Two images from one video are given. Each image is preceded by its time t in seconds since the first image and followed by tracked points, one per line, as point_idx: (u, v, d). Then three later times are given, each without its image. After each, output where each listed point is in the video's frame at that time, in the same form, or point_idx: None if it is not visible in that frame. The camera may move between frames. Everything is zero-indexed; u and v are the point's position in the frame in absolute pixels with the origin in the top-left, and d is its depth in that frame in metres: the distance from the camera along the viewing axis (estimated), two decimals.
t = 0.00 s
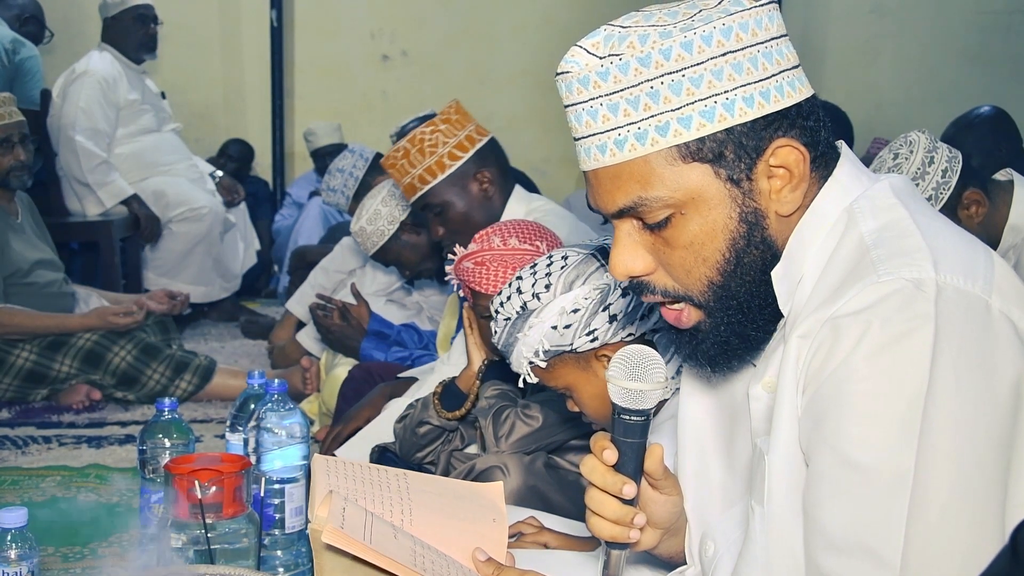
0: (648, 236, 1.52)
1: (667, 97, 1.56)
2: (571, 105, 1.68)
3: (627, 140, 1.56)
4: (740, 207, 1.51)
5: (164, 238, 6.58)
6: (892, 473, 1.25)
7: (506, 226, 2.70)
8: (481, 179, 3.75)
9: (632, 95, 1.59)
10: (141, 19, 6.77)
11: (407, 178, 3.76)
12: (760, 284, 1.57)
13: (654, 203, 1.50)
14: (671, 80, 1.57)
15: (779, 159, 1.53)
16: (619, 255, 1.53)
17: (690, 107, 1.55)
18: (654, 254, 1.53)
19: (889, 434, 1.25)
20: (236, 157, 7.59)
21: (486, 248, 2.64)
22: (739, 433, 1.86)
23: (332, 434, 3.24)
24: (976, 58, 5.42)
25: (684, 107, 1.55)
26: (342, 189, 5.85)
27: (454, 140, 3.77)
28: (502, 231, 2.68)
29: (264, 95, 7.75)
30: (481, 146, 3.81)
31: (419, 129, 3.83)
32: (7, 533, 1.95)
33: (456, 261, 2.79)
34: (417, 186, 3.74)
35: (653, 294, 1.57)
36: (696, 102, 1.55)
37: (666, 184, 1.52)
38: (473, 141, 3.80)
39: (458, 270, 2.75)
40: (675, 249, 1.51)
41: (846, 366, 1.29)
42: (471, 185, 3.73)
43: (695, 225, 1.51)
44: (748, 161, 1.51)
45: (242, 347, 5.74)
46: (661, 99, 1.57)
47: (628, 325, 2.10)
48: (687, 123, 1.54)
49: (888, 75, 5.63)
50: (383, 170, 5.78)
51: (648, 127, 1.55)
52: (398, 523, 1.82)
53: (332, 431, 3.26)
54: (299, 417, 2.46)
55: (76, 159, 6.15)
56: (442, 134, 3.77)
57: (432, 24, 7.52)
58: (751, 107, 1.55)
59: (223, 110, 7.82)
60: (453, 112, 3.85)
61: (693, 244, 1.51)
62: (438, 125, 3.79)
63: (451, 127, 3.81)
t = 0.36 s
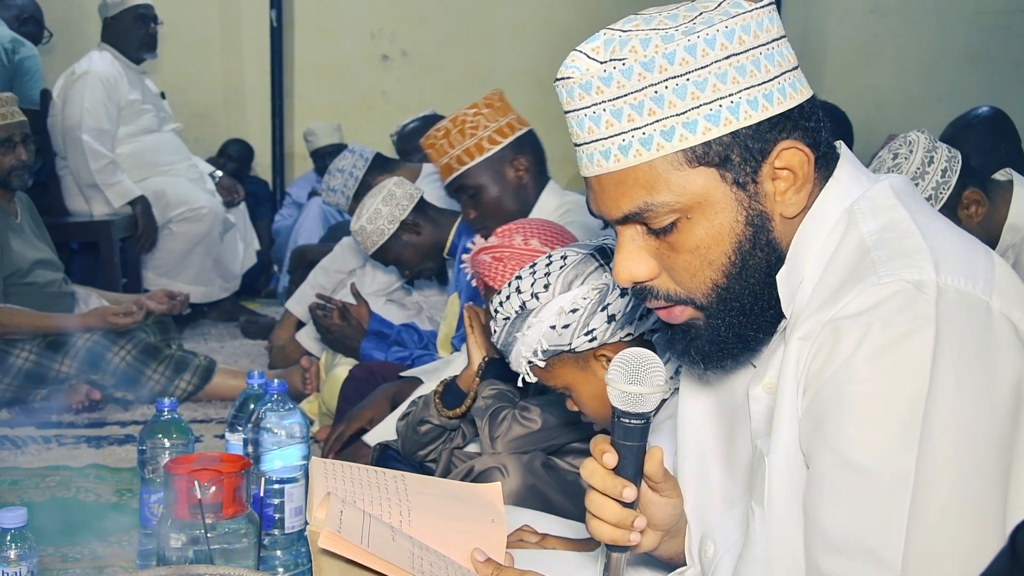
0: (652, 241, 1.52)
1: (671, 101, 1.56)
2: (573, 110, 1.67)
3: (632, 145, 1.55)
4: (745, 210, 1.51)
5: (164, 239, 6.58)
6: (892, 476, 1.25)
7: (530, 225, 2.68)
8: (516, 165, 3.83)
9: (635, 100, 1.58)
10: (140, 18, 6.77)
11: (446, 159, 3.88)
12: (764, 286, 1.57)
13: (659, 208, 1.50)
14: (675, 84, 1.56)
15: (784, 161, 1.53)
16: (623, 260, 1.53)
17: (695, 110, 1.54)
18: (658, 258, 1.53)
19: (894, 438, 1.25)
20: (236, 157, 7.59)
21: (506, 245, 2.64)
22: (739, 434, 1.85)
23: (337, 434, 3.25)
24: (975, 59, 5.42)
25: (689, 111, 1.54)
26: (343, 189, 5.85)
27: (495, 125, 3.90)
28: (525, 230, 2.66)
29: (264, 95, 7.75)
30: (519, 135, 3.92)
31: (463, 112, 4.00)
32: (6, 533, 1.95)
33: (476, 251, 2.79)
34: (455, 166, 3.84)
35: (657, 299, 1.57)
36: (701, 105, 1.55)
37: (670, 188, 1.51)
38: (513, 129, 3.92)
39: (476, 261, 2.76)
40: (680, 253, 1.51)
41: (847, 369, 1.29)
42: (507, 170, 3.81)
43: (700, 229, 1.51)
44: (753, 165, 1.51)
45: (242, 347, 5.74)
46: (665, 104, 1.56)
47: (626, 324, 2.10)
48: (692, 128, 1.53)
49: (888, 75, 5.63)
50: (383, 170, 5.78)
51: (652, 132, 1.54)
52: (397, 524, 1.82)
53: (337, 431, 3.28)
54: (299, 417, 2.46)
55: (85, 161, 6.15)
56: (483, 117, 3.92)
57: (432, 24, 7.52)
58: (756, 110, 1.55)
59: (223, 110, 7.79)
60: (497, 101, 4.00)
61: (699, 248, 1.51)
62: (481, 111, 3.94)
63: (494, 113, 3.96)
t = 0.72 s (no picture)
0: (653, 241, 1.52)
1: (670, 101, 1.56)
2: (572, 111, 1.67)
3: (631, 145, 1.55)
4: (745, 210, 1.51)
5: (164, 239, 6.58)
6: (892, 475, 1.25)
7: (561, 227, 2.63)
8: (543, 159, 3.84)
9: (635, 100, 1.58)
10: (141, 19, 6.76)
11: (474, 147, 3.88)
12: (764, 286, 1.57)
13: (659, 208, 1.50)
14: (674, 84, 1.56)
15: (783, 161, 1.53)
16: (623, 260, 1.53)
17: (694, 110, 1.54)
18: (658, 258, 1.53)
19: (894, 438, 1.25)
20: (236, 157, 7.60)
21: (537, 245, 2.59)
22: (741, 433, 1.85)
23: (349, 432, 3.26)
24: (976, 59, 5.41)
25: (688, 111, 1.54)
26: (343, 189, 5.86)
27: (524, 119, 3.89)
28: (556, 231, 2.61)
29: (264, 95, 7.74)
30: (547, 129, 3.92)
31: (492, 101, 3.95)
32: (6, 533, 1.95)
33: (500, 244, 2.74)
34: (481, 157, 3.86)
35: (657, 299, 1.57)
36: (700, 105, 1.55)
37: (670, 188, 1.51)
38: (541, 124, 3.92)
39: (500, 254, 2.70)
40: (679, 253, 1.51)
41: (846, 368, 1.29)
42: (533, 164, 3.82)
43: (700, 229, 1.51)
44: (752, 164, 1.51)
45: (242, 347, 5.74)
46: (664, 104, 1.56)
47: (627, 325, 2.10)
48: (691, 127, 1.53)
49: (888, 76, 5.63)
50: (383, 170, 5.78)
51: (651, 132, 1.54)
52: (398, 524, 1.82)
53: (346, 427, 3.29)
54: (299, 418, 2.46)
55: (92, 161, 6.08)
56: (513, 109, 3.90)
57: (432, 24, 7.52)
58: (754, 110, 1.55)
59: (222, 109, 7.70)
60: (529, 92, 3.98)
61: (699, 248, 1.51)
62: (512, 102, 3.92)
63: (524, 105, 3.93)
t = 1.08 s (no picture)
0: (652, 241, 1.52)
1: (668, 102, 1.56)
2: (570, 112, 1.67)
3: (629, 146, 1.55)
4: (743, 210, 1.51)
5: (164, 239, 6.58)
6: (892, 473, 1.25)
7: (553, 228, 2.64)
8: (518, 165, 3.83)
9: (632, 101, 1.58)
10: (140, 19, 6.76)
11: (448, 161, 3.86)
12: (763, 286, 1.58)
13: (658, 208, 1.50)
14: (671, 84, 1.56)
15: (782, 161, 1.53)
16: (622, 261, 1.53)
17: (691, 111, 1.54)
18: (657, 258, 1.53)
19: (894, 438, 1.25)
20: (236, 157, 7.59)
21: (529, 247, 2.59)
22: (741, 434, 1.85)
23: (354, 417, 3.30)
24: (976, 58, 5.41)
25: (686, 111, 1.54)
26: (343, 189, 5.87)
27: (495, 127, 3.89)
28: (548, 233, 2.62)
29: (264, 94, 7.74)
30: (520, 135, 3.91)
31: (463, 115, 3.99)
32: (6, 533, 1.95)
33: (493, 248, 2.73)
34: (456, 168, 3.82)
35: (656, 299, 1.57)
36: (697, 106, 1.55)
37: (668, 188, 1.51)
38: (513, 130, 3.91)
39: (492, 258, 2.70)
40: (678, 253, 1.51)
41: (846, 368, 1.29)
42: (508, 171, 3.81)
43: (699, 229, 1.51)
44: (750, 164, 1.51)
45: (242, 347, 5.74)
46: (662, 105, 1.56)
47: (628, 325, 2.10)
48: (689, 128, 1.53)
49: (888, 76, 5.63)
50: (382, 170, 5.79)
51: (649, 133, 1.54)
52: (398, 524, 1.82)
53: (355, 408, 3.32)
54: (299, 417, 2.46)
55: (97, 165, 6.13)
56: (483, 119, 3.92)
57: (432, 24, 7.52)
58: (752, 110, 1.55)
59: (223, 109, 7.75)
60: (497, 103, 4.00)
61: (698, 248, 1.51)
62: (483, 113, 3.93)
63: (494, 115, 3.95)
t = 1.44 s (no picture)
0: (651, 241, 1.52)
1: (668, 101, 1.56)
2: (570, 112, 1.67)
3: (629, 146, 1.55)
4: (744, 210, 1.51)
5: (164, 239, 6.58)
6: (892, 473, 1.25)
7: (538, 229, 2.64)
8: (478, 187, 3.67)
9: (632, 100, 1.58)
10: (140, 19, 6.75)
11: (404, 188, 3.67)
12: (763, 286, 1.58)
13: (658, 208, 1.50)
14: (672, 84, 1.56)
15: (782, 161, 1.53)
16: (623, 260, 1.53)
17: (692, 110, 1.54)
18: (657, 258, 1.53)
19: (896, 438, 1.24)
20: (235, 157, 7.54)
21: (516, 250, 2.59)
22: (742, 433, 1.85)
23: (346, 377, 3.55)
24: (975, 59, 5.41)
25: (686, 111, 1.54)
26: (343, 189, 5.87)
27: (450, 149, 3.68)
28: (533, 234, 2.62)
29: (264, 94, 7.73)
30: (476, 155, 3.73)
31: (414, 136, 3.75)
32: (6, 533, 1.95)
33: (481, 255, 2.74)
34: (414, 198, 3.65)
35: (656, 298, 1.57)
36: (698, 106, 1.55)
37: (668, 188, 1.51)
38: (468, 150, 3.72)
39: (480, 264, 2.70)
40: (678, 253, 1.51)
41: (847, 368, 1.29)
42: (468, 194, 3.65)
43: (699, 229, 1.51)
44: (750, 164, 1.51)
45: (241, 347, 5.74)
46: (662, 104, 1.56)
47: (628, 325, 2.10)
48: (689, 128, 1.53)
49: (888, 75, 5.63)
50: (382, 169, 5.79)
51: (649, 133, 1.54)
52: (397, 525, 1.81)
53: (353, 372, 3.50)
54: (299, 417, 2.46)
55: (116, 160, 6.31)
56: (437, 142, 3.69)
57: (432, 24, 7.51)
58: (752, 110, 1.54)
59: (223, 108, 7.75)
60: (448, 119, 3.76)
61: (698, 248, 1.51)
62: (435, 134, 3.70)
63: (446, 135, 3.73)
